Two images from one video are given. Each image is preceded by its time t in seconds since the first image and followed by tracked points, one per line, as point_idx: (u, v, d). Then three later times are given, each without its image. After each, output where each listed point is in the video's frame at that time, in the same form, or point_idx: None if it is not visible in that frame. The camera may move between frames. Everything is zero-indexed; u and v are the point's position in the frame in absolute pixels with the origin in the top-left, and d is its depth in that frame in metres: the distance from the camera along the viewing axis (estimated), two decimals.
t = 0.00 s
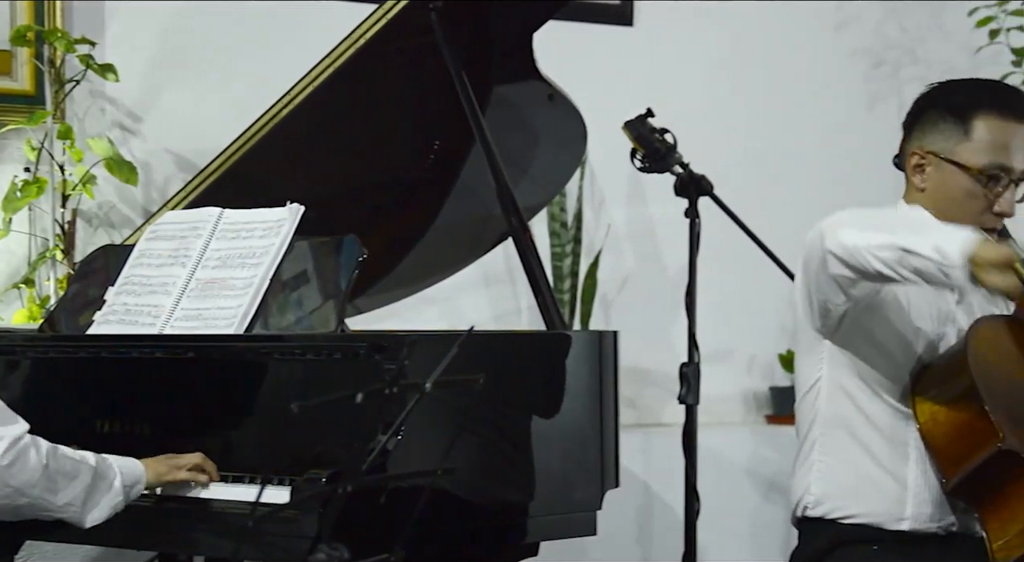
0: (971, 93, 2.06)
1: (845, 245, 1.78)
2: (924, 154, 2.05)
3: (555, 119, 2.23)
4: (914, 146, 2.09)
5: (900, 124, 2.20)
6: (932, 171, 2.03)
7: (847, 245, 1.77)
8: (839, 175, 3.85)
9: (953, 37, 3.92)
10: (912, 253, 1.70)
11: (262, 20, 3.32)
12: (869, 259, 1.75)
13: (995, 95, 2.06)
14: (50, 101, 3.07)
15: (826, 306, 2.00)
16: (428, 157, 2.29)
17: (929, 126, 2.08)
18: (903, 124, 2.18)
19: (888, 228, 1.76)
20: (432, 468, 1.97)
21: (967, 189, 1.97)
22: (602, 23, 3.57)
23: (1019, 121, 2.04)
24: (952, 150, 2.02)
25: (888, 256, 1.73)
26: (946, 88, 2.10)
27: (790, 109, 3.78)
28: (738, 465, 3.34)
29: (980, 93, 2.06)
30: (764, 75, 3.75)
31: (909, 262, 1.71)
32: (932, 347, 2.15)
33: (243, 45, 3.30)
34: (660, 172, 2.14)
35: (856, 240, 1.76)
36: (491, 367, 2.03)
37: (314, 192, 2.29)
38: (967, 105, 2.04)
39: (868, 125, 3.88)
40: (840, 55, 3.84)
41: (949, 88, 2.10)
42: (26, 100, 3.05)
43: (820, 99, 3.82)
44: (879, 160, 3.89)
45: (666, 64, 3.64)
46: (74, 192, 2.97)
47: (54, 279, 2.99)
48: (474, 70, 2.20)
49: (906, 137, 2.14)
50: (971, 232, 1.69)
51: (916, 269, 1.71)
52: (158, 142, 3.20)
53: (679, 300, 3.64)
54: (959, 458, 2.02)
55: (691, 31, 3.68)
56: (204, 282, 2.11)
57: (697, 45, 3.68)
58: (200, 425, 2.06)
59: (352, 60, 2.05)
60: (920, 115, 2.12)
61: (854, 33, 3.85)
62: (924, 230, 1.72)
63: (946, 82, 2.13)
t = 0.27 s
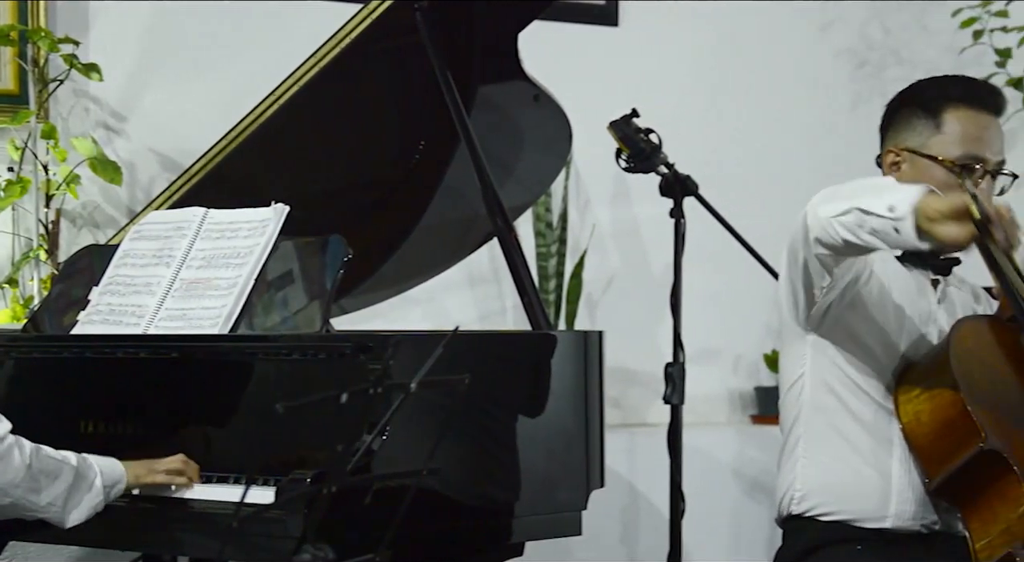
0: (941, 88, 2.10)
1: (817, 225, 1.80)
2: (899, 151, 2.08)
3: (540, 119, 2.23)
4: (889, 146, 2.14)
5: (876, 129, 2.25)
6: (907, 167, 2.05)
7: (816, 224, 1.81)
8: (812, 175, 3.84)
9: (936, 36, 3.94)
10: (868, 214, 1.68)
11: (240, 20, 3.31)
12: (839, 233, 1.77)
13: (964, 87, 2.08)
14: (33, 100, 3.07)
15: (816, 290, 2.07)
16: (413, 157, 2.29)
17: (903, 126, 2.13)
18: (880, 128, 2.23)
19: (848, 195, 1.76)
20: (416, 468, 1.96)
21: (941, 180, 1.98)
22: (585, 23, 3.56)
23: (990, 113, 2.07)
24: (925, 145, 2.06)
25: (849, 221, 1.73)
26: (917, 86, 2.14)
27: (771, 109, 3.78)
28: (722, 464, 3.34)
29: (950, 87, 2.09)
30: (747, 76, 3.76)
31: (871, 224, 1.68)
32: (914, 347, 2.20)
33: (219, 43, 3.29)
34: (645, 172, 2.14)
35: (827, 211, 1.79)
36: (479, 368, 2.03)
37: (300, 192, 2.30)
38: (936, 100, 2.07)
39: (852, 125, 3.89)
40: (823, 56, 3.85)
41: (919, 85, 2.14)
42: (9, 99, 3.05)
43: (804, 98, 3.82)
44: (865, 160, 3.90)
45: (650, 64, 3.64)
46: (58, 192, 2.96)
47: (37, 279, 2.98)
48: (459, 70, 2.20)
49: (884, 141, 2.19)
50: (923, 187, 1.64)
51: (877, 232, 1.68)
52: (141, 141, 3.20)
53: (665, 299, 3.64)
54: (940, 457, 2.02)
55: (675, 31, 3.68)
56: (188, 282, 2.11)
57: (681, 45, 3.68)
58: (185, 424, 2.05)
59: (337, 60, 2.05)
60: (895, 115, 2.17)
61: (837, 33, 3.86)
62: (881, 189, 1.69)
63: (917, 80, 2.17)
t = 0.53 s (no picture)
0: (921, 86, 2.11)
1: (849, 262, 1.52)
2: (881, 151, 2.10)
3: (528, 119, 2.24)
4: (871, 147, 2.14)
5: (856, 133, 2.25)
6: (892, 165, 2.07)
7: (868, 261, 1.46)
8: (803, 175, 3.85)
9: (924, 37, 3.93)
10: (936, 271, 1.39)
11: (222, 21, 3.30)
12: (891, 278, 1.46)
13: (944, 84, 2.10)
14: (21, 100, 3.06)
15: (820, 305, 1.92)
16: (402, 157, 2.30)
17: (884, 125, 2.13)
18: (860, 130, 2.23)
19: (894, 240, 1.45)
20: (404, 468, 1.96)
21: (927, 176, 2.01)
22: (572, 23, 3.57)
23: (970, 108, 2.08)
24: (907, 143, 2.06)
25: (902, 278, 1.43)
26: (896, 86, 2.15)
27: (758, 109, 3.79)
28: (710, 464, 3.34)
29: (929, 85, 2.11)
30: (725, 76, 3.75)
31: (933, 283, 1.40)
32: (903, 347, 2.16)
33: (208, 44, 3.29)
34: (634, 172, 2.14)
35: (874, 252, 1.45)
36: (467, 367, 2.03)
37: (290, 192, 2.31)
38: (916, 99, 2.08)
39: (841, 125, 3.89)
40: (811, 56, 3.85)
41: (897, 85, 2.15)
42: None
43: (792, 98, 3.82)
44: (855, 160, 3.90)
45: (638, 64, 3.64)
46: (45, 192, 2.95)
47: (24, 279, 2.97)
48: (446, 71, 2.20)
49: (864, 140, 2.19)
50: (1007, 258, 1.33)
51: (938, 291, 1.40)
52: (128, 141, 3.19)
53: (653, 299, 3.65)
54: (928, 457, 2.03)
55: (663, 31, 3.68)
56: (176, 282, 2.10)
57: (669, 45, 3.69)
58: (172, 423, 2.05)
59: (326, 60, 2.05)
60: (875, 116, 2.17)
61: (825, 33, 3.86)
62: (946, 243, 1.41)
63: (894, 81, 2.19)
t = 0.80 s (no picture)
0: (896, 85, 2.15)
1: (913, 351, 1.83)
2: (860, 151, 2.16)
3: (515, 119, 2.24)
4: (849, 145, 2.19)
5: (832, 129, 2.30)
6: (870, 166, 2.14)
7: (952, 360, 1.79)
8: (807, 175, 3.87)
9: (911, 39, 3.95)
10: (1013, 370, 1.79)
11: (222, 20, 3.31)
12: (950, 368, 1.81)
13: (917, 83, 2.15)
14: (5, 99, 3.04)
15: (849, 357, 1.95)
16: (389, 158, 2.28)
17: (861, 124, 2.18)
18: (837, 127, 2.28)
19: (975, 337, 1.80)
20: (390, 468, 1.96)
21: (906, 175, 2.08)
22: (559, 24, 3.57)
23: (943, 105, 2.14)
24: (885, 142, 2.12)
25: (990, 371, 1.79)
26: (871, 84, 2.20)
27: (758, 109, 3.80)
28: (696, 465, 3.34)
29: (904, 83, 2.15)
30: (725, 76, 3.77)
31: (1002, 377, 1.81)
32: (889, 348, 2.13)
33: (208, 44, 3.30)
34: (620, 172, 2.14)
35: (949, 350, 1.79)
36: (453, 368, 2.03)
37: (276, 192, 2.30)
38: (892, 98, 2.13)
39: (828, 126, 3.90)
40: (799, 57, 3.85)
41: (872, 83, 2.19)
42: None
43: (780, 99, 3.83)
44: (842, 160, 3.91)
45: (625, 64, 3.64)
46: (30, 191, 2.95)
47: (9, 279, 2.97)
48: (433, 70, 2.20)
49: (841, 139, 2.24)
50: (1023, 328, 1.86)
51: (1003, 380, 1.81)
52: (115, 141, 3.19)
53: (639, 298, 3.65)
54: (917, 455, 2.01)
55: (651, 32, 3.68)
56: (162, 282, 2.10)
57: (657, 46, 3.69)
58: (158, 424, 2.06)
59: (313, 61, 2.06)
60: (851, 114, 2.22)
61: (813, 35, 3.87)
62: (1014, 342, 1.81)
63: (868, 79, 2.23)
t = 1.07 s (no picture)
0: (881, 87, 2.15)
1: (899, 361, 1.87)
2: (841, 150, 2.17)
3: (499, 120, 2.25)
4: (831, 144, 2.20)
5: (816, 124, 2.30)
6: (849, 166, 2.15)
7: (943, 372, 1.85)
8: (806, 174, 3.85)
9: (893, 39, 3.88)
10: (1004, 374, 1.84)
11: (222, 20, 3.31)
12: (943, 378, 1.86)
13: (901, 87, 2.14)
14: None
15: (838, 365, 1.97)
16: (374, 157, 2.29)
17: (844, 123, 2.18)
18: (821, 122, 2.28)
19: (960, 347, 1.85)
20: (373, 468, 1.96)
21: (884, 180, 2.09)
22: (546, 23, 3.60)
23: (929, 112, 2.14)
24: (867, 144, 2.12)
25: (981, 380, 1.84)
26: (857, 84, 2.19)
27: (758, 109, 3.80)
28: (680, 465, 3.34)
29: (889, 86, 2.15)
30: (717, 75, 3.77)
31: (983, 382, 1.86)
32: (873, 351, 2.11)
33: (208, 44, 3.30)
34: (603, 172, 2.15)
35: (936, 359, 1.85)
36: (435, 368, 2.03)
37: (261, 192, 2.31)
38: (877, 101, 2.13)
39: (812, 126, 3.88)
40: (784, 57, 3.84)
41: (859, 82, 2.20)
42: None
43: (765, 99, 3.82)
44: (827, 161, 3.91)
45: (609, 64, 3.65)
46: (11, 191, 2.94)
47: None
48: (417, 71, 2.20)
49: (823, 136, 2.25)
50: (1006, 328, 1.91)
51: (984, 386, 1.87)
52: (97, 141, 3.18)
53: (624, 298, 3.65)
54: (900, 452, 2.00)
55: (635, 32, 3.69)
56: (144, 283, 2.10)
57: (640, 46, 3.69)
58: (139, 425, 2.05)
59: (296, 60, 2.06)
60: (836, 112, 2.22)
61: (796, 34, 3.83)
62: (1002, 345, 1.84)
63: (854, 78, 2.23)
